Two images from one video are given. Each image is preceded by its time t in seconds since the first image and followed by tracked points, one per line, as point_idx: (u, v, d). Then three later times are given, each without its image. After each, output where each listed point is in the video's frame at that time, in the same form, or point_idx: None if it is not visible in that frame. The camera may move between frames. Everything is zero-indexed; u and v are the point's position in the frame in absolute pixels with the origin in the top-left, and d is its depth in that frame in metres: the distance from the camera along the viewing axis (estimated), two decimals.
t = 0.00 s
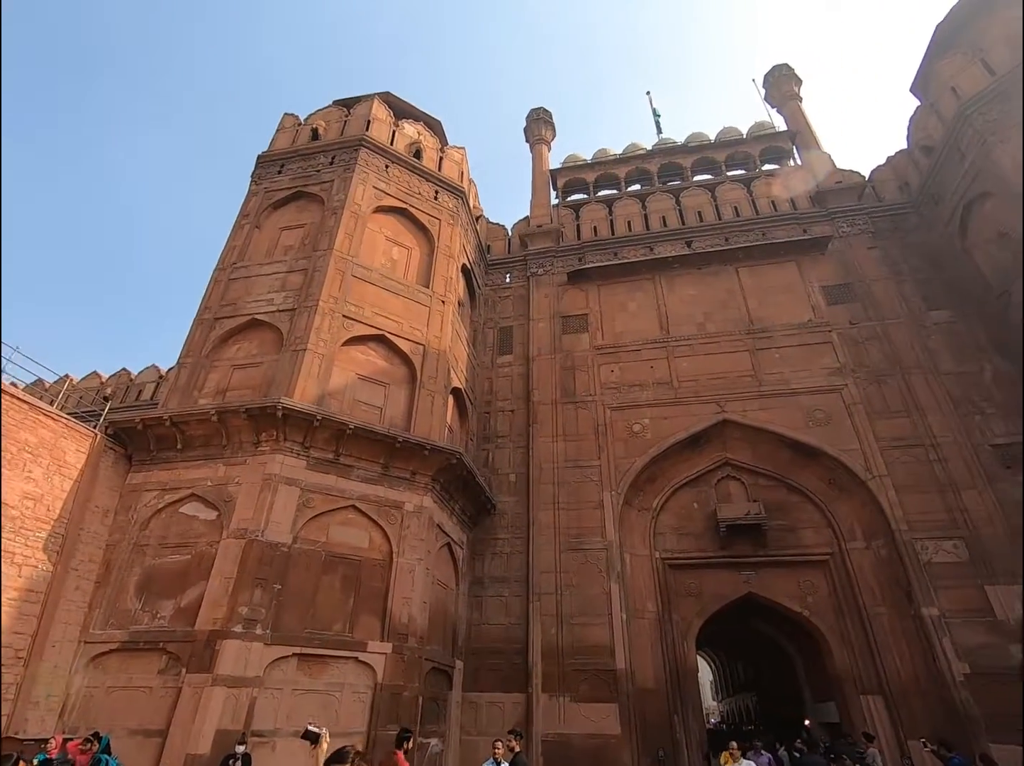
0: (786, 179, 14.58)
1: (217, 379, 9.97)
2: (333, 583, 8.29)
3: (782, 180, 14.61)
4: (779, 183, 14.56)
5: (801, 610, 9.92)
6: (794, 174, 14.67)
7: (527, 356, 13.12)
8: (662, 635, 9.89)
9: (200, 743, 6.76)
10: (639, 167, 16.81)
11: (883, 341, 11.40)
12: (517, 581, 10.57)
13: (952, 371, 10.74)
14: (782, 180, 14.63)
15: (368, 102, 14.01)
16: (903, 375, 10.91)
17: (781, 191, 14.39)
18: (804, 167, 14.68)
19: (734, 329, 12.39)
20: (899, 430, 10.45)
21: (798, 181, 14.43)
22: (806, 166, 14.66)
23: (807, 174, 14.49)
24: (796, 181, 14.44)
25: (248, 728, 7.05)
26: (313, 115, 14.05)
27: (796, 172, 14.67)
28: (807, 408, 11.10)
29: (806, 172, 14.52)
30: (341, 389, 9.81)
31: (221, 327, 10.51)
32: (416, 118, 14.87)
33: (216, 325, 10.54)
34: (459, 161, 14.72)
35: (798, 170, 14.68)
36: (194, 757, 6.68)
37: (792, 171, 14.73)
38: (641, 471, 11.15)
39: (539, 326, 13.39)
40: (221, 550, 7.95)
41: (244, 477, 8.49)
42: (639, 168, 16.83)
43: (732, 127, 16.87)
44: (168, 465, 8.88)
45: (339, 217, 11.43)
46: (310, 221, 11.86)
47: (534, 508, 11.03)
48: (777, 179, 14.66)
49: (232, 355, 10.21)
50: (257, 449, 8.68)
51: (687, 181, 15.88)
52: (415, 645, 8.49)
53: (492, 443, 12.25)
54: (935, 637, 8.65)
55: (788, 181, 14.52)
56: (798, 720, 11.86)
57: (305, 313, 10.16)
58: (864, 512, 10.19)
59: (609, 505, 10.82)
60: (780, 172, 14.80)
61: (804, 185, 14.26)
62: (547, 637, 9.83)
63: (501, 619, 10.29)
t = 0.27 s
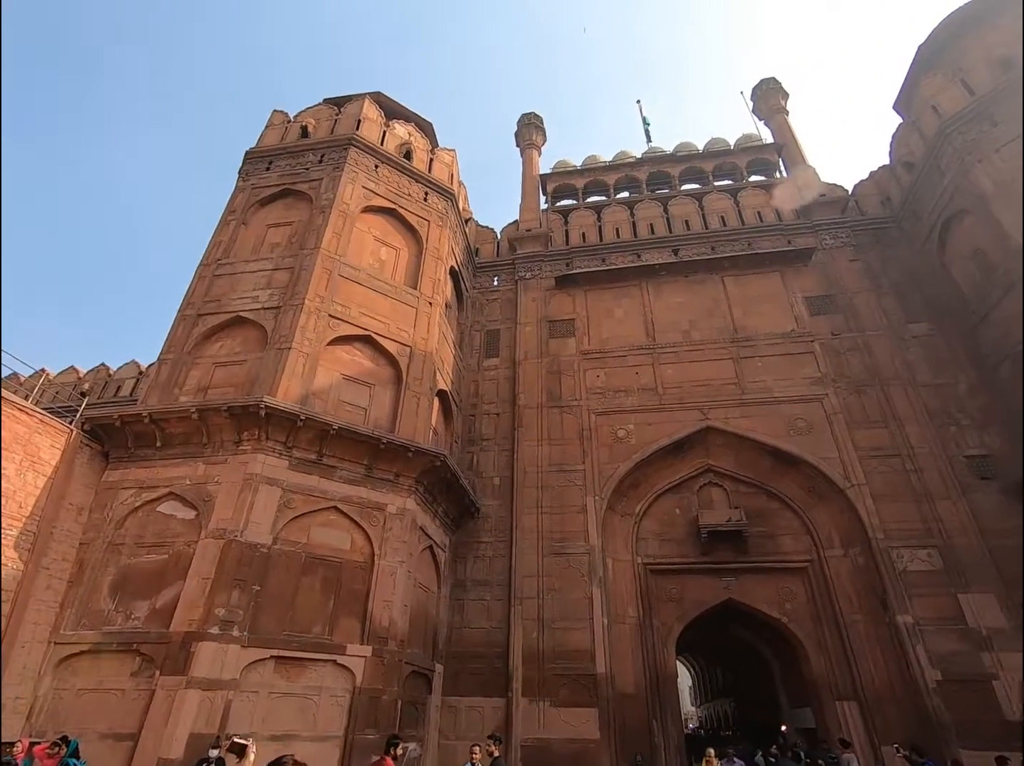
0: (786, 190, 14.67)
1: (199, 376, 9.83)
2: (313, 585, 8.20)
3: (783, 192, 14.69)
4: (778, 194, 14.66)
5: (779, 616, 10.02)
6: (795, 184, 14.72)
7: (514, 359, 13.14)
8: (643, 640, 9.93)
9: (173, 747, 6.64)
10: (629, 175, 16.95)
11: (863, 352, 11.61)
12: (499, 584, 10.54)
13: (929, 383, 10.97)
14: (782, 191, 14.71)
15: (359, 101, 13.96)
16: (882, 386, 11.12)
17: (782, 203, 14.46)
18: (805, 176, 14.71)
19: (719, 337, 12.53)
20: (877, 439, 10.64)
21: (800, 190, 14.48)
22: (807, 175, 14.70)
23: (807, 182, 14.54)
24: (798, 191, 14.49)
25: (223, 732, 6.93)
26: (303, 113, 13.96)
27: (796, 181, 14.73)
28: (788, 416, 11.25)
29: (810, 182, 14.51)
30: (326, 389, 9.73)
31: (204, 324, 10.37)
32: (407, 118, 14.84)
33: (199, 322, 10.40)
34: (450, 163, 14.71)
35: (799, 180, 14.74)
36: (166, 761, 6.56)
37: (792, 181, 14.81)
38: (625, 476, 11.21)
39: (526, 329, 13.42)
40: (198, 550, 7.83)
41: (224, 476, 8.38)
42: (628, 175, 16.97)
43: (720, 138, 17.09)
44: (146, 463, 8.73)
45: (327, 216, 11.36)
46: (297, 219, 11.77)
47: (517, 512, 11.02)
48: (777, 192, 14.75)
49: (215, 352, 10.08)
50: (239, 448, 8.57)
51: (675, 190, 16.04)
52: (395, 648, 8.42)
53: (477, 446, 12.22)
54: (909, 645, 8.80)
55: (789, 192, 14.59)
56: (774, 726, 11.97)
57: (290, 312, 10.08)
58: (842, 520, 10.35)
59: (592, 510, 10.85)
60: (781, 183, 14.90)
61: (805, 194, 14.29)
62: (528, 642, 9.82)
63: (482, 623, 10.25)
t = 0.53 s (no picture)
0: (780, 195, 14.62)
1: (182, 371, 9.69)
2: (297, 582, 8.14)
3: (777, 198, 14.65)
4: (772, 199, 14.62)
5: (761, 613, 10.16)
6: (789, 189, 14.68)
7: (502, 357, 13.13)
8: (627, 637, 10.00)
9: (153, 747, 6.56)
10: (617, 174, 17.01)
11: (845, 353, 11.79)
12: (485, 582, 10.55)
13: (909, 384, 11.18)
14: (775, 196, 14.66)
15: (347, 95, 13.83)
16: (864, 386, 11.30)
17: (775, 208, 14.43)
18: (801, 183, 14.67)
19: (705, 337, 12.63)
20: (858, 439, 10.81)
21: (794, 197, 14.45)
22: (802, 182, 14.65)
23: (802, 189, 14.50)
24: (792, 197, 14.45)
25: (204, 731, 6.86)
26: (290, 106, 13.80)
27: (790, 187, 14.68)
28: (772, 416, 11.38)
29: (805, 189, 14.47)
30: (311, 385, 9.65)
31: (187, 318, 10.22)
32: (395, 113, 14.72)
33: (182, 316, 10.25)
34: (439, 159, 14.64)
35: (793, 186, 14.70)
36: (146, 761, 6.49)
37: (786, 186, 14.75)
38: (611, 474, 11.28)
39: (513, 327, 13.42)
40: (180, 547, 7.73)
41: (207, 473, 8.28)
42: (616, 175, 17.02)
43: (707, 139, 17.21)
44: (127, 459, 8.60)
45: (314, 210, 11.25)
46: (283, 213, 11.64)
47: (503, 509, 11.03)
48: (770, 196, 14.69)
49: (198, 347, 9.95)
50: (222, 445, 8.47)
51: (663, 190, 16.13)
52: (380, 646, 8.38)
53: (464, 443, 12.20)
54: (887, 641, 8.96)
55: (783, 198, 14.55)
56: (755, 721, 12.14)
57: (276, 307, 9.98)
58: (824, 518, 10.50)
59: (578, 508, 10.90)
60: (775, 188, 14.83)
61: (799, 201, 14.27)
62: (514, 639, 9.84)
63: (468, 620, 10.25)
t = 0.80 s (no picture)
0: (778, 196, 14.51)
1: (165, 364, 9.55)
2: (283, 577, 8.09)
3: (775, 198, 14.54)
4: (770, 199, 14.52)
5: (745, 605, 10.30)
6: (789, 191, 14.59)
7: (490, 351, 13.12)
8: (613, 630, 10.10)
9: (136, 743, 6.51)
10: (606, 169, 17.01)
11: (829, 349, 11.94)
12: (472, 575, 10.57)
13: (891, 380, 11.36)
14: (774, 196, 14.56)
15: (333, 85, 13.65)
16: (847, 382, 11.46)
17: (772, 209, 14.34)
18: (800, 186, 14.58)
19: (692, 332, 12.71)
20: (841, 434, 10.98)
21: (793, 199, 14.37)
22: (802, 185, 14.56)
23: (801, 192, 14.42)
24: (791, 200, 14.37)
25: (188, 726, 6.81)
26: (276, 95, 13.60)
27: (790, 189, 14.57)
28: (757, 411, 11.51)
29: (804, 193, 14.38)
30: (298, 378, 9.56)
31: (171, 310, 10.07)
32: (383, 105, 14.54)
33: (165, 308, 10.09)
34: (427, 152, 14.53)
35: (792, 188, 14.61)
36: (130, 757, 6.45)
37: (785, 188, 14.64)
38: (598, 469, 11.34)
39: (502, 322, 13.40)
40: (164, 542, 7.65)
41: (191, 467, 8.19)
42: (605, 170, 17.02)
43: (695, 136, 17.27)
44: (109, 453, 8.48)
45: (300, 202, 11.12)
46: (269, 204, 11.49)
47: (491, 503, 11.04)
48: (768, 197, 14.58)
49: (182, 340, 9.80)
50: (206, 439, 8.37)
51: (651, 186, 16.16)
52: (367, 640, 8.37)
53: (451, 437, 12.19)
54: (867, 632, 9.14)
55: (782, 199, 14.45)
56: (738, 711, 12.33)
57: (261, 299, 9.87)
58: (806, 512, 10.66)
59: (565, 502, 10.95)
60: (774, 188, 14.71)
61: (797, 204, 14.20)
62: (501, 632, 9.88)
63: (455, 614, 10.27)
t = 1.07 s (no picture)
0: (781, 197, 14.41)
1: (150, 355, 9.42)
2: (269, 571, 8.04)
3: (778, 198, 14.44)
4: (772, 200, 14.40)
5: (729, 599, 10.43)
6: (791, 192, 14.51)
7: (479, 345, 13.09)
8: (600, 623, 10.18)
9: (119, 736, 6.47)
10: (597, 165, 16.99)
11: (816, 347, 12.06)
12: (460, 569, 10.58)
13: (876, 379, 11.51)
14: (776, 197, 14.44)
15: (323, 74, 13.48)
16: (832, 380, 11.59)
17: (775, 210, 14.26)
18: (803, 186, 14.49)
19: (681, 329, 12.77)
20: (826, 431, 11.11)
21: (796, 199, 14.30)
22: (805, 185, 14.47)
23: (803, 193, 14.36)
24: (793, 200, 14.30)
25: (172, 720, 6.78)
26: (264, 83, 13.40)
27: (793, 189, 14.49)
28: (744, 407, 11.61)
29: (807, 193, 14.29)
30: (285, 371, 9.48)
31: (156, 300, 9.93)
32: (373, 95, 14.37)
33: (150, 298, 9.94)
34: (418, 144, 14.40)
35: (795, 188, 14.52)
36: (113, 751, 6.40)
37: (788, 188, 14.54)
38: (586, 464, 11.39)
39: (491, 316, 13.38)
40: (148, 534, 7.57)
41: (176, 459, 8.10)
42: (596, 165, 17.01)
43: (686, 132, 17.29)
44: (91, 445, 8.36)
45: (289, 192, 10.99)
46: (256, 194, 11.34)
47: (479, 498, 11.05)
48: (770, 197, 14.45)
49: (167, 330, 9.67)
50: (192, 431, 8.28)
51: (642, 182, 16.17)
52: (353, 633, 8.35)
53: (440, 431, 12.16)
54: (848, 625, 9.29)
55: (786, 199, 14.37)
56: (721, 702, 12.51)
57: (248, 290, 9.76)
58: (791, 508, 10.79)
59: (553, 497, 10.98)
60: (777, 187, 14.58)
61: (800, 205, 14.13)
62: (488, 625, 9.92)
63: (442, 608, 10.28)
